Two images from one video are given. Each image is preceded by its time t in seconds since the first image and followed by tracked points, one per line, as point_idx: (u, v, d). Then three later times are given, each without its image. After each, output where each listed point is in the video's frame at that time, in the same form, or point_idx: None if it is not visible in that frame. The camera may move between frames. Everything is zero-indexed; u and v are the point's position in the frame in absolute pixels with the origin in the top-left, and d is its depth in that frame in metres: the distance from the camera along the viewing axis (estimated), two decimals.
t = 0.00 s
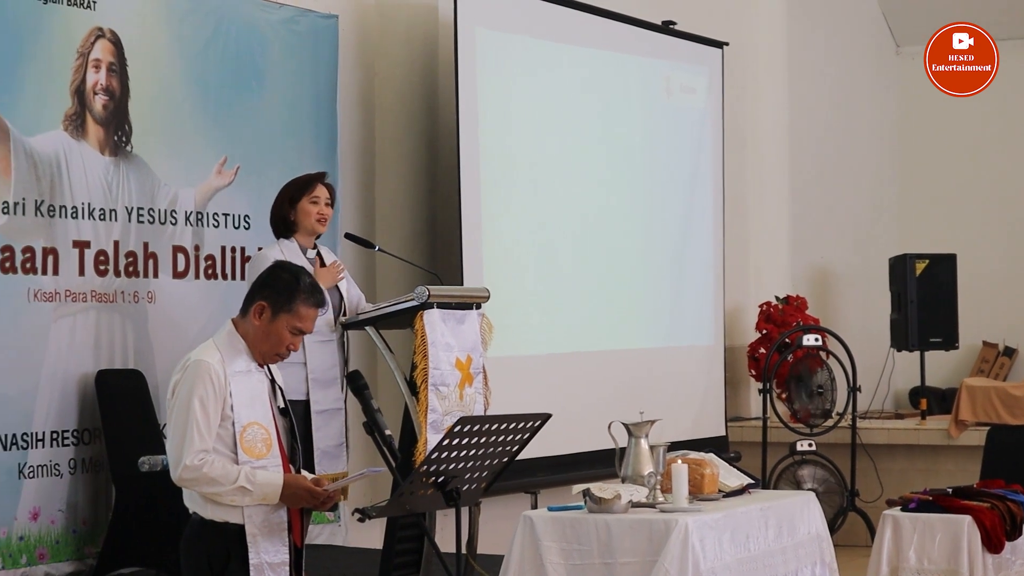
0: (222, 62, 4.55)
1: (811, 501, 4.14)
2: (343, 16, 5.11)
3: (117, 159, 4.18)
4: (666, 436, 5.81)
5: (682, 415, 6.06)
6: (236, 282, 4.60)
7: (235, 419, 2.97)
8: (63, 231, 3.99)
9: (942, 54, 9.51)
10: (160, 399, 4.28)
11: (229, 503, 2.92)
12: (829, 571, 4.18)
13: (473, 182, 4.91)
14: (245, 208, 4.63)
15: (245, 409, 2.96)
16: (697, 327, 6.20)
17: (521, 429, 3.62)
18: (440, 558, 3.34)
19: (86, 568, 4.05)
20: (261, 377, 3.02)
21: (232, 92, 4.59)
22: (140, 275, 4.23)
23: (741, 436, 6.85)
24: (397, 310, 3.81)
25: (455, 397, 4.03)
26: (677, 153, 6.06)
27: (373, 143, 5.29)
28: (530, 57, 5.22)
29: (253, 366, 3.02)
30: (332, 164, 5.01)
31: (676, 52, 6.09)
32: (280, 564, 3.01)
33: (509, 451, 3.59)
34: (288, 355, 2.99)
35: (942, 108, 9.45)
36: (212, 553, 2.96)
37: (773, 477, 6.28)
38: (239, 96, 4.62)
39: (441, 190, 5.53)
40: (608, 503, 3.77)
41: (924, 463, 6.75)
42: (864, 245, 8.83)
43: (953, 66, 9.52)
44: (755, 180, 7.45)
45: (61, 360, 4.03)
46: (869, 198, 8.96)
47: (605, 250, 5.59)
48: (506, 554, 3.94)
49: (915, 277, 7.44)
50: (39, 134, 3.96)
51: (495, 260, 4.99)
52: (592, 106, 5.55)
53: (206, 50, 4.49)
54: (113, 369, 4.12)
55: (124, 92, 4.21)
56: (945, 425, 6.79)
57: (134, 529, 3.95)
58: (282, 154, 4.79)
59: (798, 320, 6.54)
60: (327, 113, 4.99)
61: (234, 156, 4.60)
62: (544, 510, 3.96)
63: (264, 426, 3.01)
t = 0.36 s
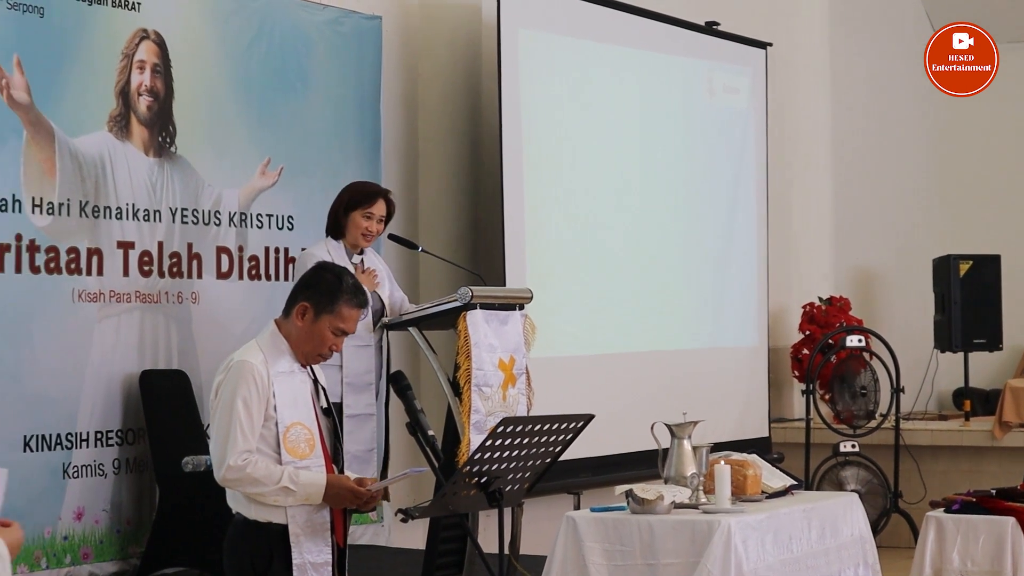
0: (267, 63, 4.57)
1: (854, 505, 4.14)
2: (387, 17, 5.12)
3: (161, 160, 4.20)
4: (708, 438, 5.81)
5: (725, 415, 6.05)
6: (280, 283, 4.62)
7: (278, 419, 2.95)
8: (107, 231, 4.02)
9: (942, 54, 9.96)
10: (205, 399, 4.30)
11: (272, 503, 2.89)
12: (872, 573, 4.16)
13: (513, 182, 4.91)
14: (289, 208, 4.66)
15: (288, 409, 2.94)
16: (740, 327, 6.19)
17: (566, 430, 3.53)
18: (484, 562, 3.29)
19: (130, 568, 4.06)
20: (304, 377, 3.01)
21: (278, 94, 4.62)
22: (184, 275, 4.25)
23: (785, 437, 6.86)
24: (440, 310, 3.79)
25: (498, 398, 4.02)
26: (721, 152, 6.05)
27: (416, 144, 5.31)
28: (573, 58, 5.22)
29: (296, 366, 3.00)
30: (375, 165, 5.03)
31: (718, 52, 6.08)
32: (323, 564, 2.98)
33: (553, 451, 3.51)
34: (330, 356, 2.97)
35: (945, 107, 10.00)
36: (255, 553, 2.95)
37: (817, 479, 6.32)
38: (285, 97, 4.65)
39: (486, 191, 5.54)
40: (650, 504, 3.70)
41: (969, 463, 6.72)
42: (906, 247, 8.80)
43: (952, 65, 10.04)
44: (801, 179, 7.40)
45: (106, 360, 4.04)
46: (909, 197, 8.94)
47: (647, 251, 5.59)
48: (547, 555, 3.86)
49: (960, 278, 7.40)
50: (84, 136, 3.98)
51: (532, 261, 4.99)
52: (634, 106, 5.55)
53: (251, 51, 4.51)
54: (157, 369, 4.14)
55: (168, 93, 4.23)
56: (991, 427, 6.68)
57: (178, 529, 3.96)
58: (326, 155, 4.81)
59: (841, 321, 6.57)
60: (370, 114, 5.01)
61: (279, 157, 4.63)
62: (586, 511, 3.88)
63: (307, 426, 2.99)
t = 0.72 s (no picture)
0: (292, 63, 4.58)
1: (880, 505, 4.13)
2: (411, 18, 5.12)
3: (188, 161, 4.21)
4: (733, 439, 5.80)
5: (750, 416, 6.04)
6: (306, 283, 4.63)
7: (302, 420, 2.97)
8: (133, 232, 4.03)
9: (942, 54, 9.15)
10: (230, 399, 4.31)
11: (296, 504, 2.90)
12: (897, 574, 4.15)
13: (535, 183, 4.91)
14: (315, 209, 4.67)
15: (312, 410, 2.96)
16: (765, 328, 6.18)
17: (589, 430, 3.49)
18: (510, 563, 3.25)
19: (155, 568, 4.07)
20: (328, 378, 3.02)
21: (302, 94, 4.62)
22: (210, 276, 4.26)
23: (810, 437, 6.85)
24: (466, 311, 3.79)
25: (523, 398, 4.01)
26: (745, 152, 6.03)
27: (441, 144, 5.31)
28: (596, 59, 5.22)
29: (321, 367, 3.02)
30: (401, 166, 5.03)
31: (743, 52, 6.06)
32: (347, 564, 2.99)
33: (578, 452, 3.48)
34: (355, 357, 2.98)
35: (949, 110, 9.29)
36: (280, 553, 2.98)
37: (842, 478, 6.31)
38: (310, 97, 4.65)
39: (512, 192, 5.54)
40: (675, 504, 3.68)
41: (994, 463, 6.69)
42: (932, 247, 8.75)
43: (952, 65, 9.26)
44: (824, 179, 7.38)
45: (132, 360, 4.05)
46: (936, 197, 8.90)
47: (671, 251, 5.58)
48: (572, 556, 3.84)
49: (986, 279, 7.39)
50: (111, 136, 3.99)
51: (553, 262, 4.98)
52: (657, 106, 5.54)
53: (276, 52, 4.52)
54: (183, 369, 4.14)
55: (194, 94, 4.24)
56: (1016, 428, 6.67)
57: (203, 529, 3.96)
58: (350, 156, 4.81)
59: (868, 322, 6.57)
60: (395, 114, 5.01)
61: (304, 157, 4.63)
62: (611, 510, 3.86)
63: (331, 427, 3.00)
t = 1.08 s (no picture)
0: (312, 64, 4.58)
1: (899, 505, 4.12)
2: (430, 18, 5.12)
3: (206, 161, 4.22)
4: (751, 440, 5.80)
5: (768, 415, 6.03)
6: (324, 284, 4.63)
7: (321, 422, 2.94)
8: (152, 233, 4.03)
9: (942, 54, 8.69)
10: (248, 399, 4.31)
11: (315, 505, 2.89)
12: (916, 575, 4.14)
13: (552, 183, 4.90)
14: (334, 210, 4.67)
15: (331, 411, 2.93)
16: (782, 328, 6.17)
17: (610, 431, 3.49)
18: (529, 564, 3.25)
19: (174, 568, 4.07)
20: (347, 379, 3.00)
21: (322, 95, 4.63)
22: (229, 276, 4.26)
23: (829, 438, 6.86)
24: (485, 311, 3.79)
25: (542, 399, 3.99)
26: (763, 153, 6.03)
27: (458, 145, 5.31)
28: (613, 59, 5.21)
29: (339, 368, 3.00)
30: (420, 166, 5.03)
31: (761, 52, 6.05)
32: (366, 565, 2.98)
33: (597, 454, 3.45)
34: (373, 358, 2.98)
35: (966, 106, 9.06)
36: (298, 555, 2.94)
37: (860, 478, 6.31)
38: (329, 98, 4.66)
39: (528, 193, 5.55)
40: (694, 505, 3.66)
41: (1010, 463, 6.67)
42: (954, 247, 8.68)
43: (953, 66, 8.79)
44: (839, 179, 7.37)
45: (151, 361, 4.06)
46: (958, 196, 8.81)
47: (688, 252, 5.57)
48: (591, 557, 3.84)
49: (1005, 279, 7.38)
50: (130, 137, 4.00)
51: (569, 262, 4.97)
52: (674, 107, 5.53)
53: (294, 54, 4.53)
54: (202, 369, 4.15)
55: (213, 95, 4.25)
56: None
57: (223, 530, 3.97)
58: (369, 157, 4.81)
59: (886, 322, 6.57)
60: (414, 114, 5.01)
61: (323, 158, 4.64)
62: (629, 512, 3.85)
63: (350, 428, 2.98)
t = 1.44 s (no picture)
0: (324, 65, 4.59)
1: (911, 505, 4.11)
2: (441, 18, 5.12)
3: (219, 162, 4.23)
4: (763, 439, 5.80)
5: (780, 414, 6.03)
6: (336, 284, 4.64)
7: (334, 422, 2.94)
8: (165, 233, 4.04)
9: (942, 54, 8.52)
10: (261, 399, 4.32)
11: (327, 505, 2.88)
12: (928, 574, 4.12)
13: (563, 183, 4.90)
14: (346, 210, 4.68)
15: (344, 411, 2.93)
16: (794, 328, 6.17)
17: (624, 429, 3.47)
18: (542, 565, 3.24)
19: (187, 567, 4.08)
20: (359, 380, 3.00)
21: (334, 96, 4.63)
22: (242, 276, 4.27)
23: (841, 437, 6.87)
24: (497, 312, 3.77)
25: (554, 399, 3.99)
26: (774, 152, 6.02)
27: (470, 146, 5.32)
28: (624, 59, 5.21)
29: (351, 369, 2.99)
30: (432, 166, 5.03)
31: (772, 52, 6.05)
32: (379, 565, 2.97)
33: (610, 453, 3.42)
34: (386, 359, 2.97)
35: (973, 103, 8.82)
36: (310, 555, 2.94)
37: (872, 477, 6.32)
38: (341, 98, 4.66)
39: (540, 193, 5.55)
40: (706, 505, 3.66)
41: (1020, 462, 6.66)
42: (968, 247, 8.62)
43: (953, 66, 8.62)
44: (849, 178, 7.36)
45: (164, 361, 4.06)
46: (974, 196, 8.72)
47: (700, 251, 5.58)
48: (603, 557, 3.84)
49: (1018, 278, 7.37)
50: (143, 138, 4.00)
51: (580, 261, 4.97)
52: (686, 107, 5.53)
53: (307, 54, 4.53)
54: (214, 369, 4.15)
55: (225, 95, 4.26)
56: None
57: (236, 529, 3.97)
58: (381, 157, 4.81)
59: (897, 321, 6.58)
60: (426, 114, 5.01)
61: (335, 158, 4.64)
62: (642, 512, 3.85)
63: (363, 429, 2.98)
